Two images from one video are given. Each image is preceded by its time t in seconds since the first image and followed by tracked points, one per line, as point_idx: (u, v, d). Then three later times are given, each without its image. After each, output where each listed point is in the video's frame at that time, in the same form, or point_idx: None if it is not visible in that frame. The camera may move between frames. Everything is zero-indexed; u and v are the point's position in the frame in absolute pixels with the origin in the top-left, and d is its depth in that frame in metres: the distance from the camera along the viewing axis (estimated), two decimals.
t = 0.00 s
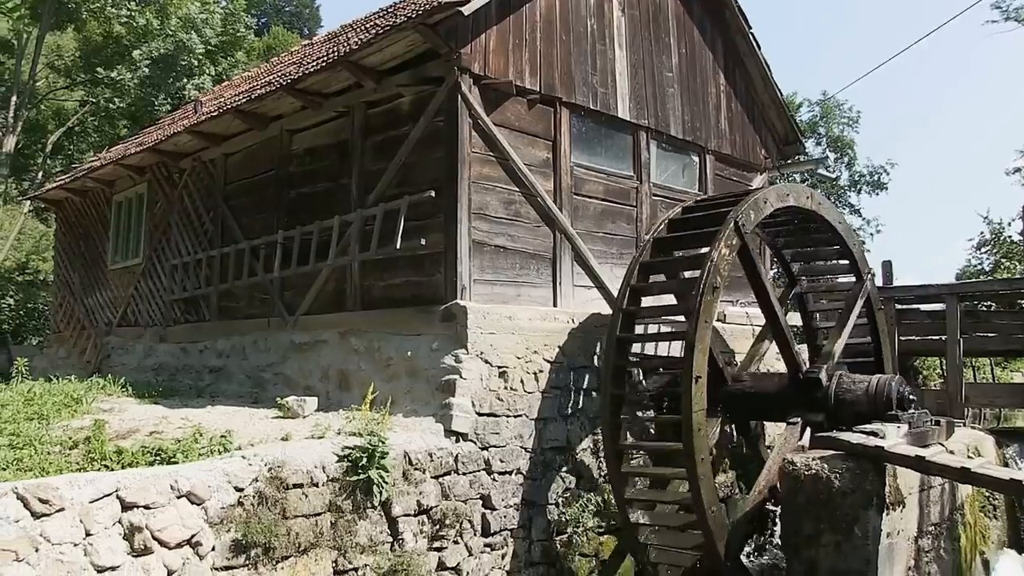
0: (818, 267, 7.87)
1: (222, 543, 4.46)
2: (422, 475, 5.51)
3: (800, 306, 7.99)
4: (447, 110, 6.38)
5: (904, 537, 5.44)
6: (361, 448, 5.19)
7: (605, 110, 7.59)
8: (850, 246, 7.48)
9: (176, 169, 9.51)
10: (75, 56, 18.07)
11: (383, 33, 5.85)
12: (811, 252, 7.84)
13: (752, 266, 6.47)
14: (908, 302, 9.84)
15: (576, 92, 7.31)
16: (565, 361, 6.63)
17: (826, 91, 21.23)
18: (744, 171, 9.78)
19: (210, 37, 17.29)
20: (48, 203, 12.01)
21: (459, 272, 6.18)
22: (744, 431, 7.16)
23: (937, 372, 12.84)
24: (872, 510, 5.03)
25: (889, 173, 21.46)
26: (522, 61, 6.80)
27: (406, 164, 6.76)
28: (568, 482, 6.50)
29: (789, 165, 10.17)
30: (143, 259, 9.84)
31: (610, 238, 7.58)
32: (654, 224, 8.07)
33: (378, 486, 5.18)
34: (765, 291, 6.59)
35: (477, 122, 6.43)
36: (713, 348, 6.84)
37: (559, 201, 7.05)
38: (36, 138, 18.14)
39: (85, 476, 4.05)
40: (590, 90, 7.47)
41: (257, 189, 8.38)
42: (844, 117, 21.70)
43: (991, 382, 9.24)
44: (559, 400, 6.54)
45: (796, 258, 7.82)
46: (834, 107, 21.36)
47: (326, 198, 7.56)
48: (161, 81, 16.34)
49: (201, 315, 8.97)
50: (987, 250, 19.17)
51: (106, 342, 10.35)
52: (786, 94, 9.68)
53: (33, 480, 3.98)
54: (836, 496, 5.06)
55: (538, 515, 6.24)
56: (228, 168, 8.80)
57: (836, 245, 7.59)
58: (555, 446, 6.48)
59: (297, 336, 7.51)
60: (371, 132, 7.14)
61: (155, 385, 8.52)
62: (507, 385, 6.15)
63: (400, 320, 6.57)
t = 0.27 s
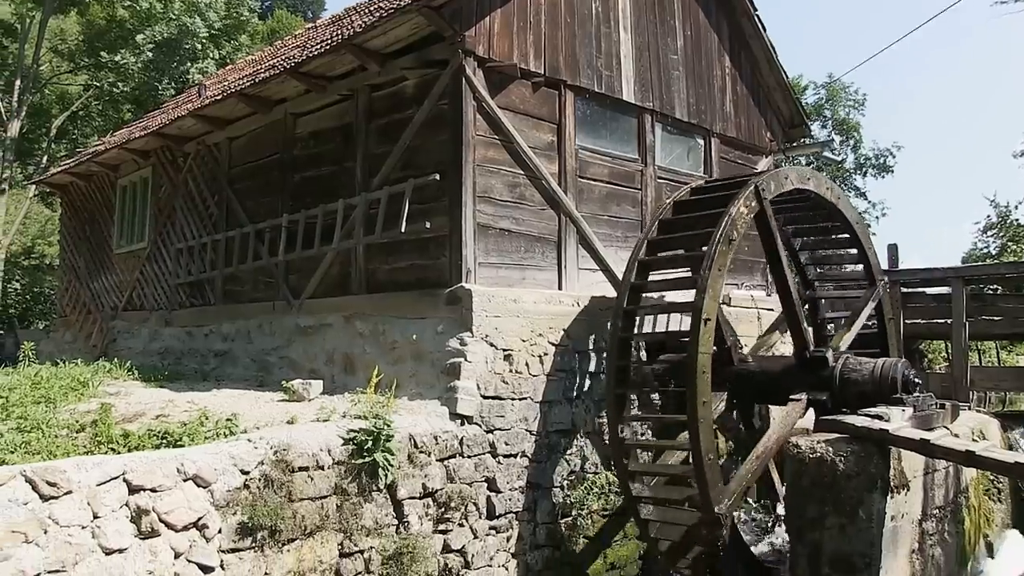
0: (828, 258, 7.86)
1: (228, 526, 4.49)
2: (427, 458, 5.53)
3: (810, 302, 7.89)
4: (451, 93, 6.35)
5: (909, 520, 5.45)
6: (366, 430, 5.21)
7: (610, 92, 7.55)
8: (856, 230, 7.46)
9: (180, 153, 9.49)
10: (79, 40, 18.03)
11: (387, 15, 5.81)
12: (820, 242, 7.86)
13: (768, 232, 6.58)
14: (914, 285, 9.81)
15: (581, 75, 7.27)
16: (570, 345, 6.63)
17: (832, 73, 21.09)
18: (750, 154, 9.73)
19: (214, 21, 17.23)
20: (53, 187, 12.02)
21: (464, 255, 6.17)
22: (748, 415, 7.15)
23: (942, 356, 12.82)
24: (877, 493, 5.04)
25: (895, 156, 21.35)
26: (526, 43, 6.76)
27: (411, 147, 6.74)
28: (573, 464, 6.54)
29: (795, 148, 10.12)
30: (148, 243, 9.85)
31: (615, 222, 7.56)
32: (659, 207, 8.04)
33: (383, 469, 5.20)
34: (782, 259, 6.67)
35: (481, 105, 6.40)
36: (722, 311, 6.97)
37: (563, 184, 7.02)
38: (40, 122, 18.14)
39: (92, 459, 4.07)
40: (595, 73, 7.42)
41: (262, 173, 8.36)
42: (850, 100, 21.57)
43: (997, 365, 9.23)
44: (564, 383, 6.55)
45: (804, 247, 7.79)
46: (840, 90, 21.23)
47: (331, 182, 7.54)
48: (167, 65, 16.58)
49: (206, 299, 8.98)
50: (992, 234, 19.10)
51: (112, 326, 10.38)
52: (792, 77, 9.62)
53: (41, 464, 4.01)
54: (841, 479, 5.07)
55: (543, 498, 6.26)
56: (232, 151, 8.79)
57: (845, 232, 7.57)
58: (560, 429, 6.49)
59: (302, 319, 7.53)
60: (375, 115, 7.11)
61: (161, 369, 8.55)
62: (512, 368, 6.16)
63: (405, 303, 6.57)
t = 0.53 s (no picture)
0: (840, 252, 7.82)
1: (235, 509, 4.51)
2: (433, 441, 5.55)
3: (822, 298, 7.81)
4: (456, 77, 6.32)
5: (914, 503, 5.45)
6: (372, 414, 5.23)
7: (616, 75, 7.51)
8: (863, 217, 7.40)
9: (185, 138, 9.48)
10: (83, 25, 17.99)
11: None
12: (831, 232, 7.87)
13: (789, 209, 6.75)
14: (920, 269, 9.77)
15: (586, 58, 7.22)
16: (575, 328, 6.63)
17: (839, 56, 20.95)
18: (756, 137, 9.68)
19: (217, 5, 17.15)
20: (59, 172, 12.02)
21: (469, 239, 6.17)
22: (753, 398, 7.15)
23: (948, 339, 12.80)
24: (882, 477, 5.04)
25: (901, 139, 21.23)
26: (531, 26, 6.72)
27: (415, 131, 6.72)
28: (578, 448, 6.56)
29: (801, 131, 10.07)
30: (153, 228, 9.86)
31: (621, 205, 7.54)
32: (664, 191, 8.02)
33: (388, 452, 5.22)
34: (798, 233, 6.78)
35: (487, 89, 6.38)
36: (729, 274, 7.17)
37: (569, 168, 7.00)
38: (46, 107, 18.11)
39: (99, 443, 4.10)
40: (600, 56, 7.38)
41: (267, 157, 8.35)
42: (856, 83, 21.43)
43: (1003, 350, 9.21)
44: (570, 367, 6.55)
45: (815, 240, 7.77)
46: (846, 73, 21.08)
47: (336, 166, 7.53)
48: (170, 50, 16.43)
49: (212, 283, 8.99)
50: (999, 218, 19.01)
51: (118, 310, 10.41)
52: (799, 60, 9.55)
53: (49, 447, 4.04)
54: (846, 463, 5.12)
55: (548, 481, 6.27)
56: (237, 136, 8.77)
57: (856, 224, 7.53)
58: (565, 413, 6.49)
59: (307, 303, 7.54)
60: (380, 99, 7.09)
61: (167, 353, 8.58)
62: (517, 351, 6.17)
63: (410, 287, 6.58)
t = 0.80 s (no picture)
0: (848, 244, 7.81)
1: (241, 495, 4.54)
2: (438, 427, 5.56)
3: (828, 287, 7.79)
4: (461, 63, 6.30)
5: (919, 489, 5.45)
6: (377, 400, 5.24)
7: (621, 61, 7.47)
8: (870, 203, 7.35)
9: (190, 124, 9.47)
10: (87, 11, 17.94)
11: None
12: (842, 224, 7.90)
13: (806, 191, 6.92)
14: (926, 255, 9.73)
15: (591, 43, 7.18)
16: (581, 314, 6.62)
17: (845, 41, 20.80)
18: (761, 123, 9.63)
19: None
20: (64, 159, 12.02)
21: (474, 225, 6.15)
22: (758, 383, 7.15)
23: (954, 326, 12.76)
24: (886, 463, 5.05)
25: (908, 125, 21.10)
26: (536, 11, 6.68)
27: (420, 117, 6.70)
28: (583, 433, 6.55)
29: (806, 117, 10.01)
30: (158, 214, 9.86)
31: (626, 191, 7.52)
32: (670, 176, 7.99)
33: (394, 438, 5.24)
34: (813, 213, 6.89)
35: (492, 75, 6.35)
36: (738, 249, 7.28)
37: (574, 153, 6.98)
38: (50, 94, 18.05)
39: (106, 429, 4.13)
40: (605, 41, 7.33)
41: (271, 143, 8.34)
42: (863, 68, 21.28)
43: (1009, 336, 9.18)
44: (575, 352, 6.55)
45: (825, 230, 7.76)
46: (853, 58, 20.94)
47: (340, 152, 7.52)
48: (174, 36, 16.34)
49: (218, 269, 8.99)
50: (1006, 204, 18.91)
51: (124, 297, 10.43)
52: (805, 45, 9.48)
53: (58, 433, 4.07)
54: (850, 449, 5.10)
55: (554, 467, 6.28)
56: (242, 122, 8.76)
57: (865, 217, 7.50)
58: (570, 399, 6.49)
59: (313, 290, 7.54)
60: (385, 85, 7.06)
61: (173, 339, 8.60)
62: (522, 337, 6.17)
63: (415, 273, 6.57)
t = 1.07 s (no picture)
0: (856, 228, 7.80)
1: (250, 478, 4.58)
2: (446, 410, 5.58)
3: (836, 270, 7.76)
4: (468, 46, 6.27)
5: (925, 473, 5.44)
6: (385, 383, 5.25)
7: (628, 44, 7.41)
8: (878, 186, 7.29)
9: (197, 109, 9.46)
10: None
11: None
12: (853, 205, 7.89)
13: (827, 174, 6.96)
14: (935, 238, 9.68)
15: (598, 26, 7.13)
16: (588, 298, 6.61)
17: (854, 23, 20.61)
18: (769, 106, 9.57)
19: None
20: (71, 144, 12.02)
21: (481, 208, 6.15)
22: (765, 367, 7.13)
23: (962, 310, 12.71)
24: (893, 447, 5.05)
25: (917, 107, 20.93)
26: None
27: (427, 101, 6.68)
28: (591, 417, 6.54)
29: (814, 100, 9.93)
30: (166, 199, 9.87)
31: (633, 174, 7.48)
32: (677, 160, 7.95)
33: (401, 422, 5.25)
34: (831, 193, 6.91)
35: (498, 58, 6.32)
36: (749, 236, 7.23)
37: (581, 137, 6.95)
38: (57, 79, 17.98)
39: (116, 413, 4.16)
40: (612, 24, 7.28)
41: (278, 128, 8.32)
42: (872, 51, 21.10)
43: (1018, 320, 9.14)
44: (582, 336, 6.55)
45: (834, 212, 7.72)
46: (862, 40, 20.76)
47: (347, 136, 7.50)
48: (180, 21, 16.16)
49: (225, 254, 9.01)
50: (1015, 187, 18.78)
51: (132, 281, 10.46)
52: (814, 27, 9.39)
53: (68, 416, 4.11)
54: (857, 432, 5.10)
55: (561, 450, 6.29)
56: (248, 106, 8.74)
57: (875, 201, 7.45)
58: (578, 382, 6.49)
59: (320, 274, 7.55)
60: (391, 69, 7.04)
61: (182, 324, 8.63)
62: (529, 321, 6.17)
63: (422, 257, 6.57)
